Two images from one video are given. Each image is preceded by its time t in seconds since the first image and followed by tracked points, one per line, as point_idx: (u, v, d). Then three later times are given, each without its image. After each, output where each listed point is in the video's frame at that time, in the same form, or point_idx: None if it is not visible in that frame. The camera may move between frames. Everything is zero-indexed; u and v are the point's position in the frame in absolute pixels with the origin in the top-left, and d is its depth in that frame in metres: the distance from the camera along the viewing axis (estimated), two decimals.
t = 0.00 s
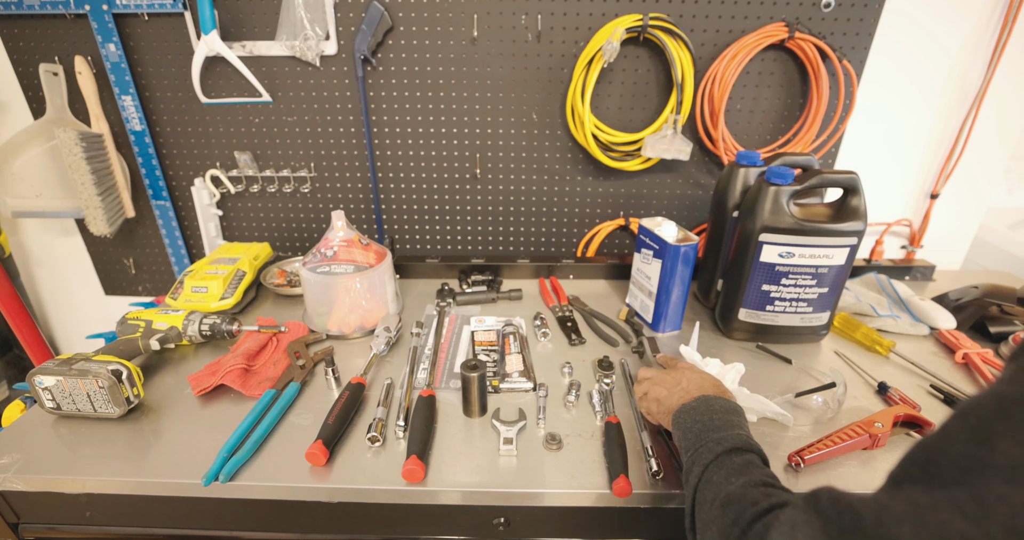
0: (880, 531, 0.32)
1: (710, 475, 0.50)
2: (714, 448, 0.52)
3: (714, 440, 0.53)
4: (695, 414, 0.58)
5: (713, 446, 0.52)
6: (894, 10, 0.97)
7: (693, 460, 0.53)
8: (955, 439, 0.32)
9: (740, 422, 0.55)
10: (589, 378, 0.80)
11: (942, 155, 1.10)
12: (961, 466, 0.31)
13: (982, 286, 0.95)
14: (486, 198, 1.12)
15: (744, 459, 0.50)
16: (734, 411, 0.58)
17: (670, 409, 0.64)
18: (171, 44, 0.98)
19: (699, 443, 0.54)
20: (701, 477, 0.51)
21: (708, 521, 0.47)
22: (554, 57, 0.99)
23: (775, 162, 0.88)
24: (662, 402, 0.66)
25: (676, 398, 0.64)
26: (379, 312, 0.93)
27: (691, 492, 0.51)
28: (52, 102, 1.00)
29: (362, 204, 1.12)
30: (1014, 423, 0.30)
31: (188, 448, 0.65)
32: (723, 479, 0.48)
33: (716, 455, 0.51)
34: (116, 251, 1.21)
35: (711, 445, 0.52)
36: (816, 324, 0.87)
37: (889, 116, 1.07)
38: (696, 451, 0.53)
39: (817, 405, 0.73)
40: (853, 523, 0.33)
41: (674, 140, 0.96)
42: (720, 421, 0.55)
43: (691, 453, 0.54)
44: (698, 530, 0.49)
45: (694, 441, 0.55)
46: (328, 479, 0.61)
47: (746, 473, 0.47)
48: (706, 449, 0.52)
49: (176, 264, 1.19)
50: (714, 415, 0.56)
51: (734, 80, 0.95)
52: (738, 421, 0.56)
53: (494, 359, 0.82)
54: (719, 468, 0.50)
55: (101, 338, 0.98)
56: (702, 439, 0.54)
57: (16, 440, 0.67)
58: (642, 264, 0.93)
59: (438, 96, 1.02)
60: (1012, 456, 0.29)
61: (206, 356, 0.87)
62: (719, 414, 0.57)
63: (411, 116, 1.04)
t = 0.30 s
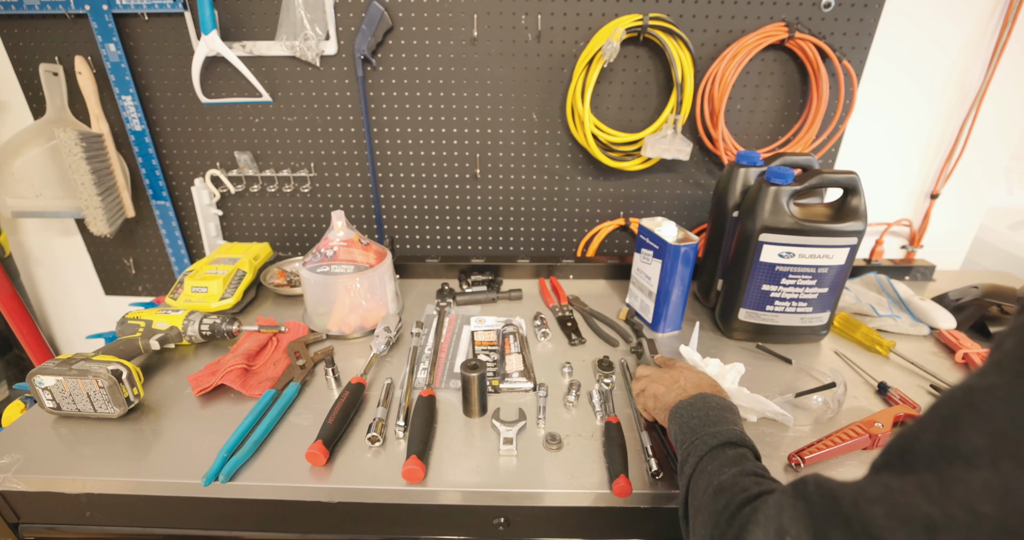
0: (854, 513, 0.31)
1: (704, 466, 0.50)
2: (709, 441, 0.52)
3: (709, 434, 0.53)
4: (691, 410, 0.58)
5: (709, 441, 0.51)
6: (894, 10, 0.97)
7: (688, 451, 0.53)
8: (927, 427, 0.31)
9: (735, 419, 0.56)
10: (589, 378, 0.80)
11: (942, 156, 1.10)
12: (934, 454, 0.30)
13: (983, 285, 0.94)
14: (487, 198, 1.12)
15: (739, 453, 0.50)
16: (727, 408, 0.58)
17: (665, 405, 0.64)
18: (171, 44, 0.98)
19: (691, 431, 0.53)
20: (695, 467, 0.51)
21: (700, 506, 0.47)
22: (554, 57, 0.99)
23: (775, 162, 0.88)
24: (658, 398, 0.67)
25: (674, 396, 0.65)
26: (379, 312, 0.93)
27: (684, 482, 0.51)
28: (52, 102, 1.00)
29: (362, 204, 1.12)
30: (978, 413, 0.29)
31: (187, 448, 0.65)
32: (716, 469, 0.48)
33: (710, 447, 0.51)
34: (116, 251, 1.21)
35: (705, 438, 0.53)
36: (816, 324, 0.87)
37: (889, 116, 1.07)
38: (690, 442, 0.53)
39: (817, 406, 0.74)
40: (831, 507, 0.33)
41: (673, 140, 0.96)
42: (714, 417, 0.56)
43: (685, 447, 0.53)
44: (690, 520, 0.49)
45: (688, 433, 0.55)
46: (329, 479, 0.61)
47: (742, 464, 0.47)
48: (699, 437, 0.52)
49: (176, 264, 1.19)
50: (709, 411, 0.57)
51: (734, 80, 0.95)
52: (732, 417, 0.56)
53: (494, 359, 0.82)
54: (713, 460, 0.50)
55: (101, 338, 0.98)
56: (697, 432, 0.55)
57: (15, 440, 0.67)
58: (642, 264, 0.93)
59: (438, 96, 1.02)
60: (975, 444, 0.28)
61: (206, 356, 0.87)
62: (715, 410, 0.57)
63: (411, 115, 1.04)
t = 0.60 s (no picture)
0: (851, 490, 0.32)
1: (700, 448, 0.49)
2: (704, 425, 0.52)
3: (705, 418, 0.52)
4: (686, 396, 0.58)
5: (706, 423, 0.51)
6: (894, 10, 0.97)
7: (684, 435, 0.53)
8: (922, 411, 0.31)
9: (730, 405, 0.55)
10: (589, 378, 0.80)
11: (943, 156, 1.10)
12: (927, 435, 0.31)
13: (984, 286, 0.94)
14: (487, 199, 1.12)
15: (735, 436, 0.49)
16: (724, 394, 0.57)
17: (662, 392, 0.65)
18: (170, 44, 0.98)
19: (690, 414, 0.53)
20: (690, 451, 0.50)
21: (696, 487, 0.46)
22: (554, 57, 0.99)
23: (776, 162, 0.88)
24: (656, 385, 0.67)
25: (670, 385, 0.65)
26: (379, 312, 0.93)
27: (680, 466, 0.51)
28: (52, 101, 1.00)
29: (362, 204, 1.12)
30: (973, 394, 0.29)
31: (187, 449, 0.65)
32: (712, 451, 0.48)
33: (707, 431, 0.51)
34: (115, 252, 1.21)
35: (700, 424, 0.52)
36: (816, 324, 0.87)
37: (889, 116, 1.06)
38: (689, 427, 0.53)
39: (818, 406, 0.73)
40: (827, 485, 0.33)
41: (674, 140, 0.96)
42: (711, 402, 0.55)
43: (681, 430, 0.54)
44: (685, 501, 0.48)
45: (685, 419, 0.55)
46: (329, 479, 0.61)
47: (737, 447, 0.47)
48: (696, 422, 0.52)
49: (176, 264, 1.19)
50: (705, 397, 0.56)
51: (734, 80, 0.94)
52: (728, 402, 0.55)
53: (494, 359, 0.82)
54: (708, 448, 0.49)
55: (101, 338, 0.98)
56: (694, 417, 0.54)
57: (14, 441, 0.67)
58: (642, 264, 0.93)
59: (438, 97, 1.02)
60: (969, 423, 0.29)
61: (206, 356, 0.87)
62: (711, 396, 0.56)
63: (411, 115, 1.04)
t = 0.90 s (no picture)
0: (871, 502, 0.31)
1: (709, 453, 0.49)
2: (713, 429, 0.51)
3: (712, 422, 0.52)
4: (693, 396, 0.58)
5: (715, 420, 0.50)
6: (894, 10, 0.97)
7: (692, 439, 0.53)
8: (947, 417, 0.31)
9: (739, 407, 0.55)
10: (589, 379, 0.80)
11: (943, 156, 1.10)
12: (952, 443, 0.30)
13: (986, 286, 0.94)
14: (487, 198, 1.12)
15: (745, 441, 0.49)
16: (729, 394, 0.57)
17: (666, 390, 0.64)
18: (170, 44, 0.98)
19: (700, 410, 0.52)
20: (699, 455, 0.50)
21: (707, 494, 0.46)
22: (554, 57, 0.99)
23: (776, 162, 0.88)
24: (661, 382, 0.67)
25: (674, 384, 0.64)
26: (379, 312, 0.93)
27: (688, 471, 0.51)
28: (51, 101, 1.00)
29: (362, 204, 1.12)
30: (1001, 403, 0.29)
31: (187, 449, 0.65)
32: (723, 457, 0.48)
33: (716, 435, 0.50)
34: (115, 252, 1.20)
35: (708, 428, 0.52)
36: (817, 325, 0.87)
37: (890, 116, 1.06)
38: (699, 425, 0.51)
39: (818, 406, 0.73)
40: (846, 494, 0.33)
41: (674, 140, 0.96)
42: (718, 405, 0.55)
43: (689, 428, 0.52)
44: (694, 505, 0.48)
45: (692, 422, 0.55)
46: (329, 480, 0.61)
47: (750, 453, 0.47)
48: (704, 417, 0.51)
49: (175, 264, 1.19)
50: (712, 399, 0.56)
51: (734, 80, 0.94)
52: (735, 405, 0.55)
53: (494, 360, 0.82)
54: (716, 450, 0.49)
55: (100, 338, 0.98)
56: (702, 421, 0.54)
57: (13, 441, 0.67)
58: (643, 264, 0.93)
59: (438, 97, 1.02)
60: (999, 434, 0.28)
61: (206, 356, 0.87)
62: (718, 397, 0.56)
63: (411, 115, 1.04)
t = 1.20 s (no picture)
0: None
1: (734, 482, 0.48)
2: (734, 451, 0.51)
3: (734, 444, 0.51)
4: (709, 408, 0.57)
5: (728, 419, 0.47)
6: (894, 10, 0.97)
7: (711, 463, 0.52)
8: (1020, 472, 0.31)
9: (759, 422, 0.54)
10: (589, 379, 0.80)
11: (943, 156, 1.10)
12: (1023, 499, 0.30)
13: (987, 286, 0.94)
14: (487, 198, 1.12)
15: (771, 466, 0.49)
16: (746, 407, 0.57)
17: (681, 397, 0.63)
18: (170, 44, 0.98)
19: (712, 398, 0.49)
20: (722, 483, 0.50)
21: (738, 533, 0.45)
22: (554, 57, 0.99)
23: (776, 161, 0.88)
24: (673, 390, 0.65)
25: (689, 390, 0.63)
26: (379, 312, 0.93)
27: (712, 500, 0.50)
28: (51, 101, 1.00)
29: (362, 204, 1.12)
30: None
31: (187, 449, 0.65)
32: (750, 489, 0.47)
33: (738, 460, 0.50)
34: (114, 252, 1.20)
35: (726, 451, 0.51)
36: (817, 325, 0.87)
37: (890, 116, 1.06)
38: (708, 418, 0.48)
39: (818, 406, 0.73)
40: None
41: (674, 140, 0.95)
42: (737, 421, 0.54)
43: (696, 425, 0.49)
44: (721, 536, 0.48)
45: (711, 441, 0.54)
46: (328, 480, 0.61)
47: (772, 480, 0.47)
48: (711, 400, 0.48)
49: (175, 264, 1.19)
50: (732, 414, 0.55)
51: (734, 80, 0.94)
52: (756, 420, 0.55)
53: (494, 360, 0.82)
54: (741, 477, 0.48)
55: (100, 338, 0.98)
56: (720, 440, 0.53)
57: (12, 442, 0.67)
58: (643, 264, 0.93)
59: (438, 97, 1.02)
60: None
61: (205, 356, 0.87)
62: (736, 410, 0.56)
63: (411, 115, 1.04)
